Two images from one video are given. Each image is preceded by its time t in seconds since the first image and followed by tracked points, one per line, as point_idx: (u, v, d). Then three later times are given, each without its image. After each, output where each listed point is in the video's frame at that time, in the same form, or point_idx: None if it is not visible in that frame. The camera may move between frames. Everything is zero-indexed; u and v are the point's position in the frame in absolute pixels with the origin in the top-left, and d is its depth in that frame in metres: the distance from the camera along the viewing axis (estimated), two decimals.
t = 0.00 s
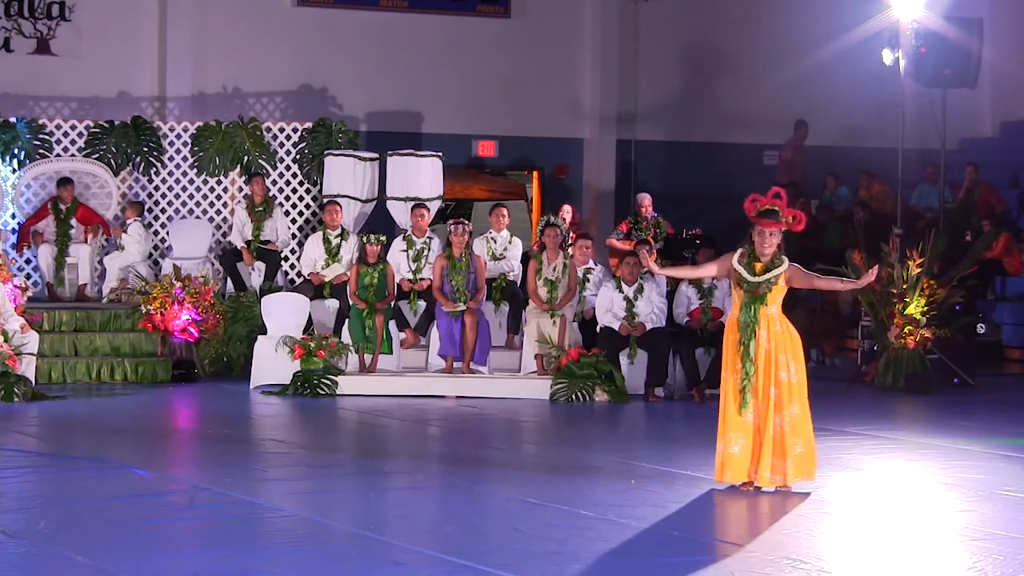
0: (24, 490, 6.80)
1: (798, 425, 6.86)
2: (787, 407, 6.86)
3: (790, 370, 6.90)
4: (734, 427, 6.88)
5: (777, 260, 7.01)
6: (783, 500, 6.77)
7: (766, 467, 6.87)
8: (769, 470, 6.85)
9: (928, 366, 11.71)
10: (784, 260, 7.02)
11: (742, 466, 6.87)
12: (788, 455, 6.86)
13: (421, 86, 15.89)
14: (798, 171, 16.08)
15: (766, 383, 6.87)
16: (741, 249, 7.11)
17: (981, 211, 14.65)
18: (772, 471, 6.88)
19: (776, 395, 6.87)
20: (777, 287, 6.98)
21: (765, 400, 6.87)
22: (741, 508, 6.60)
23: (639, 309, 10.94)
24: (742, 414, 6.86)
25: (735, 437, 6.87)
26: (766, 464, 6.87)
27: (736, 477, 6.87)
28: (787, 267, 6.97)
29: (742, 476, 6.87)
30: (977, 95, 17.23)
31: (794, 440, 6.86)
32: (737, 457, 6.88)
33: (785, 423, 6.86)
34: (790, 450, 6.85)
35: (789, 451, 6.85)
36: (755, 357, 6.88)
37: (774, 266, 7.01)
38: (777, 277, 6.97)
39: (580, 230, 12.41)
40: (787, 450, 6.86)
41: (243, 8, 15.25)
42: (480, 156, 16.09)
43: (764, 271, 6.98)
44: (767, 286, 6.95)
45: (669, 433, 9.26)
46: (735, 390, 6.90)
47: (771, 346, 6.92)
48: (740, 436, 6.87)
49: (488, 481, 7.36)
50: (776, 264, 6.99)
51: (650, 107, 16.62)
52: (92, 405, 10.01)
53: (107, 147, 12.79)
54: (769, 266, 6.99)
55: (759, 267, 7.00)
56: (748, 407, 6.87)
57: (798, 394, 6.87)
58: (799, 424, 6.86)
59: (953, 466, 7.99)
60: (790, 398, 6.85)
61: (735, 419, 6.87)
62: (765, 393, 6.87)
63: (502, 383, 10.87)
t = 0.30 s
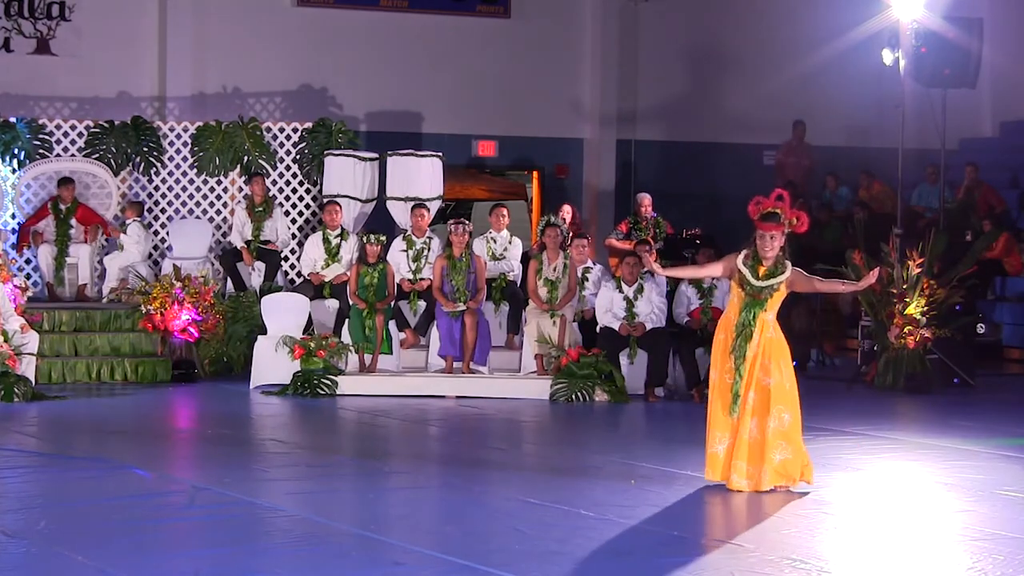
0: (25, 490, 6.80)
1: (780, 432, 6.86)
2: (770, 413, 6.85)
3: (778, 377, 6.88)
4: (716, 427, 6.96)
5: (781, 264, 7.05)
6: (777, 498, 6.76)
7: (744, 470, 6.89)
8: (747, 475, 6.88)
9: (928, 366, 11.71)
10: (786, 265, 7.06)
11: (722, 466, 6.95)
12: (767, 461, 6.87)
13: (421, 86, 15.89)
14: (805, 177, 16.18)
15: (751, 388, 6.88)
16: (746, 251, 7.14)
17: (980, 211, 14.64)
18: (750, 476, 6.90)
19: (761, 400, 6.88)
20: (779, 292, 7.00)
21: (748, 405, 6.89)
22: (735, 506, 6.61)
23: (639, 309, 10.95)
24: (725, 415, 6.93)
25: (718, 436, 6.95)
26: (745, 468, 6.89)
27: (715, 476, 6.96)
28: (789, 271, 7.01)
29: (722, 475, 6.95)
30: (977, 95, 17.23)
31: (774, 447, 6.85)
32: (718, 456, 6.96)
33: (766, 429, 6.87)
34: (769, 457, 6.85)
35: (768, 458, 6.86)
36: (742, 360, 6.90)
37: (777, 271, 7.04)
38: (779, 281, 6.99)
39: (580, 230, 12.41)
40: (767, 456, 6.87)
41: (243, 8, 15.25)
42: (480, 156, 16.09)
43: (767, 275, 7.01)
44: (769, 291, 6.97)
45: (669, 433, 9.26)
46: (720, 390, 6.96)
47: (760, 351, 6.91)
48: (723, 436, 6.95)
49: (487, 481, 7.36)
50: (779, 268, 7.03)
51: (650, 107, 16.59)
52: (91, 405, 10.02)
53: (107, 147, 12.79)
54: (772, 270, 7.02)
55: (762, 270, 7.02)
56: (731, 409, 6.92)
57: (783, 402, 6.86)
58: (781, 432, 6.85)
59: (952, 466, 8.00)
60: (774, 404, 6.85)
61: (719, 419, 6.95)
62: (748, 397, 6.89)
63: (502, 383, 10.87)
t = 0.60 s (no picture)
0: (25, 490, 6.80)
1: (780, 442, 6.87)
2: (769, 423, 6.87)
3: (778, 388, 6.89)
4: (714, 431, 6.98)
5: (784, 275, 7.03)
6: (779, 498, 6.75)
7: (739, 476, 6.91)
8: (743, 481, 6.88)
9: (928, 367, 11.71)
10: (790, 274, 7.05)
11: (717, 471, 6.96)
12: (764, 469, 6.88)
13: (421, 86, 15.89)
14: (804, 178, 16.26)
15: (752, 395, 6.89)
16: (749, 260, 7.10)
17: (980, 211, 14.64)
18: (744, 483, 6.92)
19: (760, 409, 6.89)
20: (784, 304, 6.99)
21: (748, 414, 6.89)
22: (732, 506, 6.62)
23: (639, 309, 10.95)
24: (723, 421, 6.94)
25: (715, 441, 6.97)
26: (740, 475, 6.91)
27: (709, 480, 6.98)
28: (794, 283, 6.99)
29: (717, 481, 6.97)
30: (977, 95, 17.23)
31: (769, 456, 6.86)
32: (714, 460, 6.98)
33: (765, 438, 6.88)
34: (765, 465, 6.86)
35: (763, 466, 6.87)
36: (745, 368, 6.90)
37: (781, 281, 7.02)
38: (783, 293, 6.97)
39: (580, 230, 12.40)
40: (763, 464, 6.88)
41: (243, 8, 15.25)
42: (480, 156, 16.08)
43: (771, 286, 6.98)
44: (773, 304, 6.95)
45: (669, 433, 9.26)
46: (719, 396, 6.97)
47: (762, 360, 6.92)
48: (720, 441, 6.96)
49: (487, 482, 7.36)
50: (784, 280, 7.00)
51: (650, 107, 16.58)
52: (92, 405, 10.02)
53: (107, 147, 12.79)
54: (776, 282, 7.00)
55: (766, 282, 6.98)
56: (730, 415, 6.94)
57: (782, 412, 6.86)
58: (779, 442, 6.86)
59: (953, 466, 8.00)
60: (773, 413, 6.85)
61: (717, 425, 6.96)
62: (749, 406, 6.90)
63: (502, 383, 10.87)
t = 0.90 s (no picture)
0: (25, 491, 6.81)
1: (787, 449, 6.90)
2: (777, 431, 6.88)
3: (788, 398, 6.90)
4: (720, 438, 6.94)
5: (790, 285, 7.03)
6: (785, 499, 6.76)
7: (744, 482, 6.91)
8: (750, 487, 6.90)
9: (927, 366, 11.71)
10: (796, 284, 7.05)
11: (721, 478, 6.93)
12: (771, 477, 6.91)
13: (421, 86, 15.89)
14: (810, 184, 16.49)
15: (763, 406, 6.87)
16: (755, 271, 7.12)
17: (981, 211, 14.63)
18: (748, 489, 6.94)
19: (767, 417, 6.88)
20: (791, 314, 6.99)
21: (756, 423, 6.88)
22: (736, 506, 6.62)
23: (639, 309, 10.94)
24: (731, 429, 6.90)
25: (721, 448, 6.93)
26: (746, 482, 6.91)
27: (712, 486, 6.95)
28: (800, 291, 6.99)
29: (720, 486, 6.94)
30: (977, 95, 17.22)
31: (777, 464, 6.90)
32: (718, 467, 6.94)
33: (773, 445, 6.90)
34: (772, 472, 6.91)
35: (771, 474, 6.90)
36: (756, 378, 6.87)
37: (787, 291, 7.01)
38: (790, 303, 6.97)
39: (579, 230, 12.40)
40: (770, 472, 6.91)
41: (243, 8, 15.26)
42: (480, 156, 16.08)
43: (778, 297, 6.98)
44: (781, 314, 6.94)
45: (669, 433, 9.26)
46: (727, 404, 6.92)
47: (773, 370, 6.90)
48: (725, 448, 6.93)
49: (486, 482, 7.36)
50: (790, 290, 7.01)
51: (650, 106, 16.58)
52: (91, 405, 10.02)
53: (107, 147, 12.79)
54: (783, 292, 7.00)
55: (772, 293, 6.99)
56: (738, 423, 6.90)
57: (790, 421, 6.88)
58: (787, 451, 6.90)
59: (953, 466, 8.00)
60: (783, 424, 6.87)
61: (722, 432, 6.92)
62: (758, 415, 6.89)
63: (502, 383, 10.88)
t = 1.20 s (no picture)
0: (25, 490, 6.80)
1: (800, 452, 6.91)
2: (792, 434, 6.89)
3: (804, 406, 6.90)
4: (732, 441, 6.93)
5: (801, 286, 7.03)
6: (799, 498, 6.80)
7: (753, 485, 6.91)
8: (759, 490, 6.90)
9: (926, 366, 11.71)
10: (807, 285, 7.05)
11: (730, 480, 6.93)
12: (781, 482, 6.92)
13: (421, 86, 15.88)
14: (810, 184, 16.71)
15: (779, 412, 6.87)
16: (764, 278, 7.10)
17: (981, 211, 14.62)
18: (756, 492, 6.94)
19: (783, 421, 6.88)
20: (808, 316, 6.97)
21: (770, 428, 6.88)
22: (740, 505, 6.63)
23: (639, 309, 10.93)
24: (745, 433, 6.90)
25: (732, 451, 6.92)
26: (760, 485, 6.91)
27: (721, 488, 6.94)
28: (813, 291, 6.99)
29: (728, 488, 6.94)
30: (977, 95, 17.23)
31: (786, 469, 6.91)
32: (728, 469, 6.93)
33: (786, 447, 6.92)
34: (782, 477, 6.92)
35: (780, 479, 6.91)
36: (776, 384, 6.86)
37: (800, 293, 7.00)
38: (806, 305, 6.96)
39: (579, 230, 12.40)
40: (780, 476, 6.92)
41: (243, 8, 15.26)
42: (480, 156, 16.07)
43: (792, 301, 6.96)
44: (799, 318, 6.93)
45: (668, 433, 9.26)
46: (742, 408, 6.91)
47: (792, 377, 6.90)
48: (737, 452, 6.92)
49: (486, 481, 7.37)
50: (802, 291, 7.00)
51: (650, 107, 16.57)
52: (91, 405, 10.01)
53: (107, 147, 12.79)
54: (796, 295, 6.99)
55: (786, 297, 6.98)
56: (752, 427, 6.90)
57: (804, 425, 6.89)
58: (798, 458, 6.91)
59: (952, 466, 8.00)
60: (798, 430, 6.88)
61: (733, 435, 6.92)
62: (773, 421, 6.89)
63: (502, 383, 10.88)
